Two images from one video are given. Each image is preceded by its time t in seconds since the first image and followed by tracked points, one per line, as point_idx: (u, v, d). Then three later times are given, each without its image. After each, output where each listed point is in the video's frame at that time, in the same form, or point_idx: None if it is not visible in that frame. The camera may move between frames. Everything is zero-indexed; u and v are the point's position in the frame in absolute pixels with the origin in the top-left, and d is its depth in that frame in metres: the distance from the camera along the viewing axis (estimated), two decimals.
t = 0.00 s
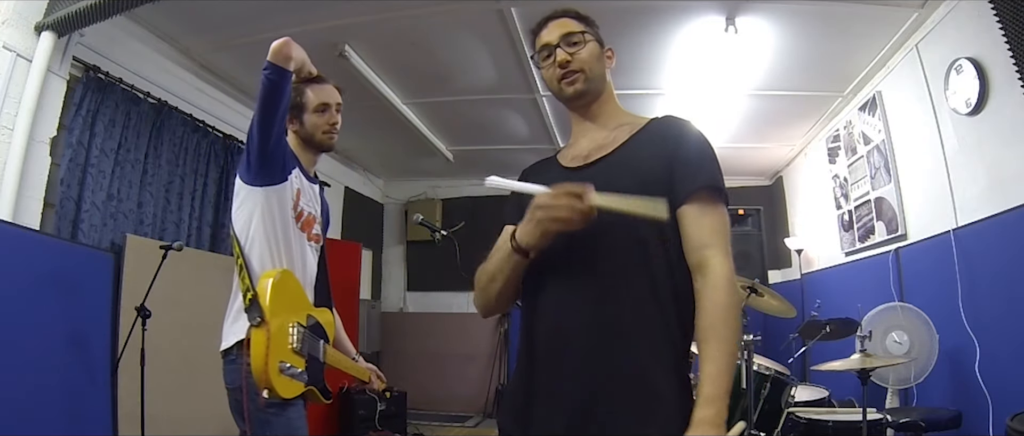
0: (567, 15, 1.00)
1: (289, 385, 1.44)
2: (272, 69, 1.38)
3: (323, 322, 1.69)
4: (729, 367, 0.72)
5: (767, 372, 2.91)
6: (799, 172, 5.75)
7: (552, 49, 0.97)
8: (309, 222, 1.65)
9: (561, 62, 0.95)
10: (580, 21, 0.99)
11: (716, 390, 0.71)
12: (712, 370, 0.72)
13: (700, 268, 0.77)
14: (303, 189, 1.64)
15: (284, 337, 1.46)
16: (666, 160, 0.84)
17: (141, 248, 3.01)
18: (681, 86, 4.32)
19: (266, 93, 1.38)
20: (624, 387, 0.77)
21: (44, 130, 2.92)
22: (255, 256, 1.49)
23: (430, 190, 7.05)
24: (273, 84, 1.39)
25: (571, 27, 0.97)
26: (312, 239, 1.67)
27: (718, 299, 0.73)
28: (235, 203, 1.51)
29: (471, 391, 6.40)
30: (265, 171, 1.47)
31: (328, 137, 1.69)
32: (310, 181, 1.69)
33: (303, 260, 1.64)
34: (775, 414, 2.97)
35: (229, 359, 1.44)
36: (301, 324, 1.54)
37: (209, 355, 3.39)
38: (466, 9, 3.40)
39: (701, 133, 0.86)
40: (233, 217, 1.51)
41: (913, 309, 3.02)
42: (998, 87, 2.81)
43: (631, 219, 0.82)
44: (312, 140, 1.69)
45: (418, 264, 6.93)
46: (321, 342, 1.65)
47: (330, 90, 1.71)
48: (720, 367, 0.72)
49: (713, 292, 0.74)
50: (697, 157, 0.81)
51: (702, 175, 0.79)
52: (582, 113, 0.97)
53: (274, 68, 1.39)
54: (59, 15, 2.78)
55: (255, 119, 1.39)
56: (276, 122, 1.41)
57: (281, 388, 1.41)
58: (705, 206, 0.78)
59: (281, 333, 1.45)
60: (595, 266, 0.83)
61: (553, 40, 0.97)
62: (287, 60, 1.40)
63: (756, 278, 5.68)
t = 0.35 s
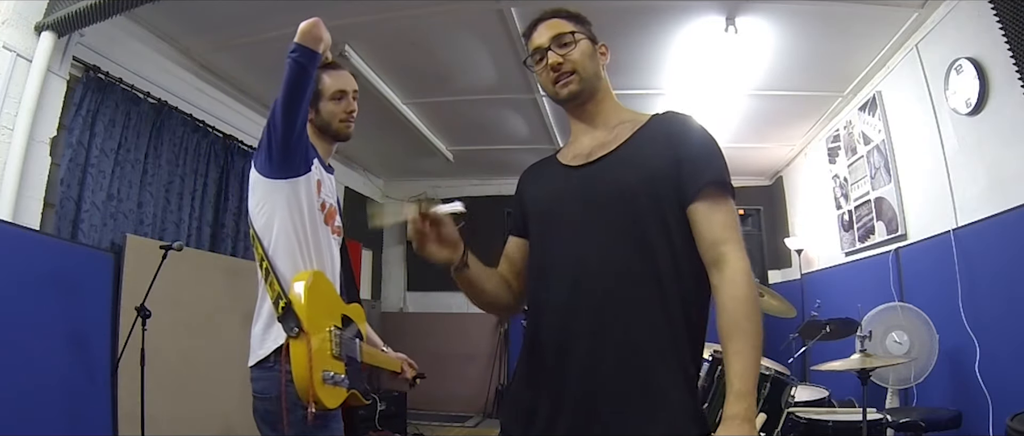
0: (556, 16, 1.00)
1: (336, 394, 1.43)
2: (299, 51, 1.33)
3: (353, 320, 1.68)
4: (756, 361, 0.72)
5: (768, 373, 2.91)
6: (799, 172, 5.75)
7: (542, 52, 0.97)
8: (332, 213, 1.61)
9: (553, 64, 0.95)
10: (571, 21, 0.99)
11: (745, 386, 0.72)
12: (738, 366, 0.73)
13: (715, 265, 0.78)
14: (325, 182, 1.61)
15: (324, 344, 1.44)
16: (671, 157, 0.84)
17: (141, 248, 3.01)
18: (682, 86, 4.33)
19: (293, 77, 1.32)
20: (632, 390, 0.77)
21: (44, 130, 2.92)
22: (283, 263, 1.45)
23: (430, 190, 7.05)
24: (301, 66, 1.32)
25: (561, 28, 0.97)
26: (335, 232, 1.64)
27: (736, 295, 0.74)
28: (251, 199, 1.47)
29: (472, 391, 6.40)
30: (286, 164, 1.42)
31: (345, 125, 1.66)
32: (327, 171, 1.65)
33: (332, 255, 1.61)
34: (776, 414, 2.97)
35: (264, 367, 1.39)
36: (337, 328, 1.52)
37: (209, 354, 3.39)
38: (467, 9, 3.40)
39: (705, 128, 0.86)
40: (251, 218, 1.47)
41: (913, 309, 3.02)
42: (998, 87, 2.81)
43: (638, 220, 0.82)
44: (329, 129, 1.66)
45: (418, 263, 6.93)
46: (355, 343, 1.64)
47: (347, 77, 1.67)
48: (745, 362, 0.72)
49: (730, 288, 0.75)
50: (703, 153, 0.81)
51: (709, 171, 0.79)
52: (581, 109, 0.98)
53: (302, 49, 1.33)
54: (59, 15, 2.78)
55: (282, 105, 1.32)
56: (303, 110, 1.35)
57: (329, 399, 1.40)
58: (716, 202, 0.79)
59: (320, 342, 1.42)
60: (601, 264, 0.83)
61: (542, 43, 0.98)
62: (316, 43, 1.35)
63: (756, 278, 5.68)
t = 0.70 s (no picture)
0: (557, 17, 1.00)
1: (346, 398, 1.42)
2: (316, 40, 1.31)
3: (368, 321, 1.68)
4: (722, 355, 0.72)
5: (767, 373, 2.91)
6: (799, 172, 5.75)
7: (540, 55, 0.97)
8: (345, 211, 1.63)
9: (550, 68, 0.95)
10: (571, 22, 0.99)
11: (708, 380, 0.71)
12: (705, 359, 0.72)
13: (702, 258, 0.77)
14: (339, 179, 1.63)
15: (333, 346, 1.44)
16: (664, 152, 0.84)
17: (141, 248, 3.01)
18: (682, 86, 4.32)
19: (307, 68, 1.31)
20: (622, 386, 0.77)
21: (44, 131, 2.91)
22: (292, 263, 1.45)
23: (430, 190, 7.05)
24: (315, 57, 1.31)
25: (558, 31, 0.96)
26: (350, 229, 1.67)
27: (718, 288, 0.74)
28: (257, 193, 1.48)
29: (472, 391, 6.40)
30: (296, 156, 1.42)
31: (358, 120, 1.68)
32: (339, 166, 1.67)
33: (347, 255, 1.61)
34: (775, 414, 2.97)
35: (276, 373, 1.41)
36: (348, 329, 1.52)
37: (209, 354, 3.39)
38: (466, 9, 3.40)
39: (700, 124, 0.85)
40: (258, 218, 1.48)
41: (913, 309, 3.02)
42: (998, 87, 2.81)
43: (631, 215, 0.82)
44: (341, 124, 1.68)
45: (418, 264, 6.93)
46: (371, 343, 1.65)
47: (358, 69, 1.67)
48: (713, 356, 0.72)
49: (712, 281, 0.75)
50: (694, 148, 0.81)
51: (699, 165, 0.78)
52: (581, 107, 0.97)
53: (317, 39, 1.31)
54: (59, 15, 2.78)
55: (295, 96, 1.32)
56: (316, 103, 1.34)
57: (339, 403, 1.39)
58: (706, 195, 0.79)
59: (330, 345, 1.42)
60: (597, 264, 0.83)
61: (540, 45, 0.98)
62: (333, 36, 1.33)
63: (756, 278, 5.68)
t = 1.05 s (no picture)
0: (574, 16, 0.99)
1: (355, 393, 1.43)
2: (307, 52, 1.27)
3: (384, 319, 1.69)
4: (704, 357, 0.72)
5: (767, 373, 2.91)
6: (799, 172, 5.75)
7: (557, 50, 0.96)
8: (357, 212, 1.63)
9: (567, 65, 0.95)
10: (584, 21, 0.99)
11: (689, 382, 0.71)
12: (688, 361, 0.72)
13: (691, 257, 0.78)
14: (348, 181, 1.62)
15: (343, 342, 1.45)
16: (661, 154, 0.84)
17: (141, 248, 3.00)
18: (682, 86, 4.32)
19: (302, 79, 1.29)
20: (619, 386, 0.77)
21: (44, 131, 2.91)
22: (302, 263, 1.47)
23: (430, 190, 7.05)
24: (309, 68, 1.28)
25: (577, 29, 0.96)
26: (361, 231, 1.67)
27: (704, 289, 0.74)
28: (273, 202, 1.47)
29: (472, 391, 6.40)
30: (301, 163, 1.41)
31: (362, 123, 1.68)
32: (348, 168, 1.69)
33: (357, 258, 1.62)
34: (773, 414, 2.95)
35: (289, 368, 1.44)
36: (359, 324, 1.53)
37: (209, 354, 3.39)
38: (466, 10, 3.40)
39: (698, 124, 0.85)
40: (274, 221, 1.49)
41: (913, 309, 3.01)
42: (998, 87, 2.81)
43: (630, 215, 0.83)
44: (344, 127, 1.67)
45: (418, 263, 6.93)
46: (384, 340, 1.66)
47: (358, 74, 1.67)
48: (695, 358, 0.72)
49: (699, 282, 0.75)
50: (692, 147, 0.81)
51: (697, 164, 0.79)
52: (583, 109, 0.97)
53: (309, 51, 1.28)
54: (60, 15, 2.78)
55: (294, 109, 1.30)
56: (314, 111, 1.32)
57: (346, 397, 1.39)
58: (699, 193, 0.79)
59: (338, 340, 1.43)
60: (592, 265, 0.83)
61: (558, 40, 0.96)
62: (325, 43, 1.30)
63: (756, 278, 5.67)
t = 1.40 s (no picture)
0: (580, 15, 0.99)
1: (354, 394, 1.47)
2: (305, 69, 1.30)
3: (393, 317, 1.71)
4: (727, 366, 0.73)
5: (767, 373, 2.91)
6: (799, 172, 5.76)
7: (562, 50, 0.96)
8: (365, 215, 1.62)
9: (572, 65, 0.94)
10: (588, 19, 0.98)
11: (717, 391, 0.72)
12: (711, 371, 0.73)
13: (701, 267, 0.79)
14: (354, 183, 1.63)
15: (341, 345, 1.50)
16: (668, 158, 0.84)
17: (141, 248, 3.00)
18: (682, 86, 4.33)
19: (303, 94, 1.31)
20: (625, 388, 0.77)
21: (44, 131, 2.91)
22: (308, 266, 1.48)
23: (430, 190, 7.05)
24: (309, 85, 1.30)
25: (582, 28, 0.96)
26: (370, 231, 1.66)
27: (717, 300, 0.75)
28: (285, 214, 1.47)
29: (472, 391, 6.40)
30: (305, 174, 1.42)
31: (367, 128, 1.68)
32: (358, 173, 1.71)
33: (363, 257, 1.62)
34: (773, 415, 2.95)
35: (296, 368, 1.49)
36: (361, 326, 1.56)
37: (209, 355, 3.39)
38: (466, 10, 3.40)
39: (701, 128, 0.86)
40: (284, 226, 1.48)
41: (913, 309, 3.01)
42: (998, 87, 2.81)
43: (636, 218, 0.82)
44: (349, 133, 1.68)
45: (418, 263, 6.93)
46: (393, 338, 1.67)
47: (364, 80, 1.69)
48: (719, 368, 0.73)
49: (712, 292, 0.76)
50: (700, 154, 0.81)
51: (705, 172, 0.79)
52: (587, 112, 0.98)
53: (308, 68, 1.30)
54: (60, 15, 2.78)
55: (298, 121, 1.32)
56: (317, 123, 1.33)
57: (343, 399, 1.44)
58: (707, 204, 0.80)
59: (336, 343, 1.48)
60: (595, 266, 0.83)
61: (563, 39, 0.96)
62: (323, 58, 1.32)
63: (756, 278, 5.68)
